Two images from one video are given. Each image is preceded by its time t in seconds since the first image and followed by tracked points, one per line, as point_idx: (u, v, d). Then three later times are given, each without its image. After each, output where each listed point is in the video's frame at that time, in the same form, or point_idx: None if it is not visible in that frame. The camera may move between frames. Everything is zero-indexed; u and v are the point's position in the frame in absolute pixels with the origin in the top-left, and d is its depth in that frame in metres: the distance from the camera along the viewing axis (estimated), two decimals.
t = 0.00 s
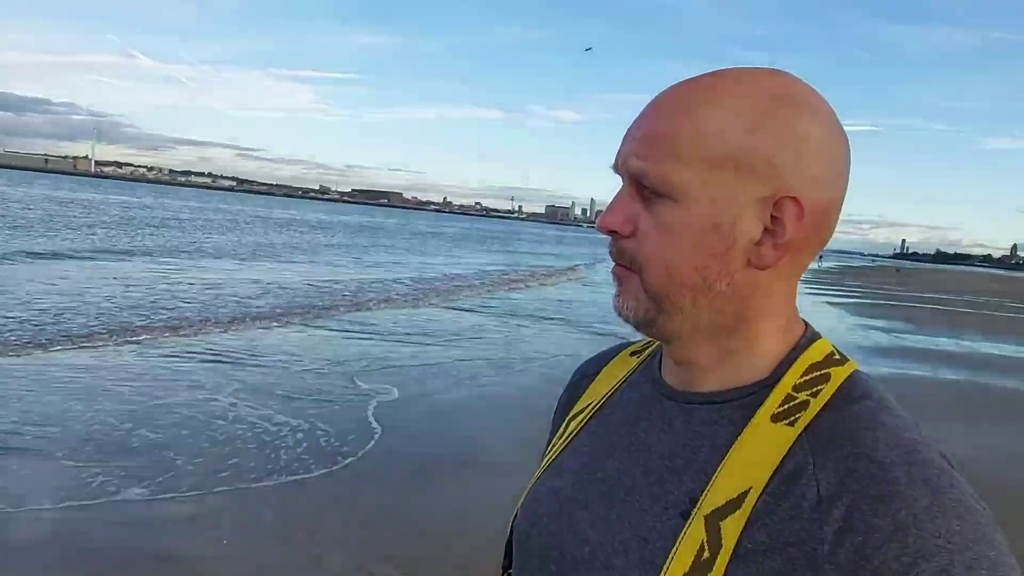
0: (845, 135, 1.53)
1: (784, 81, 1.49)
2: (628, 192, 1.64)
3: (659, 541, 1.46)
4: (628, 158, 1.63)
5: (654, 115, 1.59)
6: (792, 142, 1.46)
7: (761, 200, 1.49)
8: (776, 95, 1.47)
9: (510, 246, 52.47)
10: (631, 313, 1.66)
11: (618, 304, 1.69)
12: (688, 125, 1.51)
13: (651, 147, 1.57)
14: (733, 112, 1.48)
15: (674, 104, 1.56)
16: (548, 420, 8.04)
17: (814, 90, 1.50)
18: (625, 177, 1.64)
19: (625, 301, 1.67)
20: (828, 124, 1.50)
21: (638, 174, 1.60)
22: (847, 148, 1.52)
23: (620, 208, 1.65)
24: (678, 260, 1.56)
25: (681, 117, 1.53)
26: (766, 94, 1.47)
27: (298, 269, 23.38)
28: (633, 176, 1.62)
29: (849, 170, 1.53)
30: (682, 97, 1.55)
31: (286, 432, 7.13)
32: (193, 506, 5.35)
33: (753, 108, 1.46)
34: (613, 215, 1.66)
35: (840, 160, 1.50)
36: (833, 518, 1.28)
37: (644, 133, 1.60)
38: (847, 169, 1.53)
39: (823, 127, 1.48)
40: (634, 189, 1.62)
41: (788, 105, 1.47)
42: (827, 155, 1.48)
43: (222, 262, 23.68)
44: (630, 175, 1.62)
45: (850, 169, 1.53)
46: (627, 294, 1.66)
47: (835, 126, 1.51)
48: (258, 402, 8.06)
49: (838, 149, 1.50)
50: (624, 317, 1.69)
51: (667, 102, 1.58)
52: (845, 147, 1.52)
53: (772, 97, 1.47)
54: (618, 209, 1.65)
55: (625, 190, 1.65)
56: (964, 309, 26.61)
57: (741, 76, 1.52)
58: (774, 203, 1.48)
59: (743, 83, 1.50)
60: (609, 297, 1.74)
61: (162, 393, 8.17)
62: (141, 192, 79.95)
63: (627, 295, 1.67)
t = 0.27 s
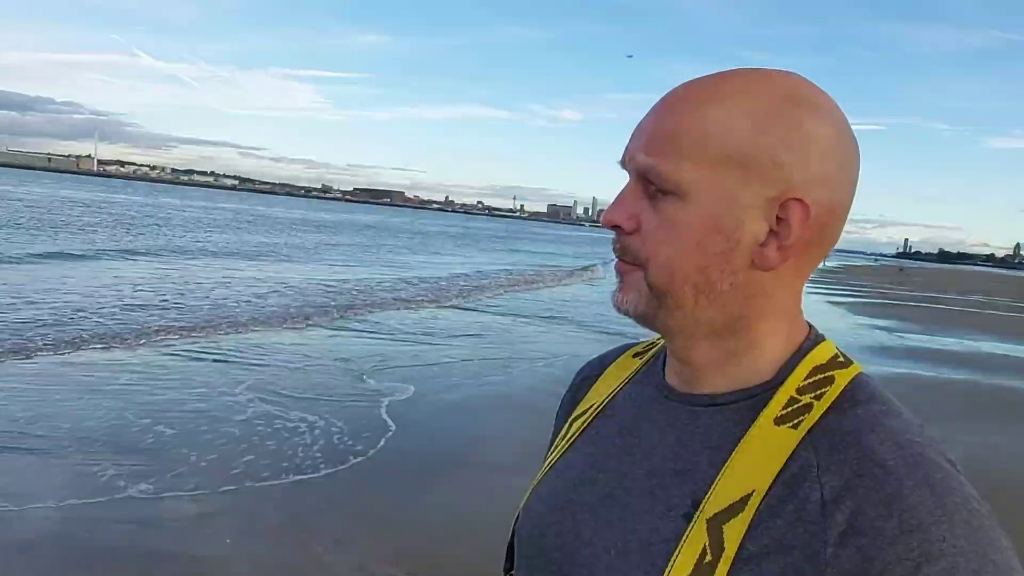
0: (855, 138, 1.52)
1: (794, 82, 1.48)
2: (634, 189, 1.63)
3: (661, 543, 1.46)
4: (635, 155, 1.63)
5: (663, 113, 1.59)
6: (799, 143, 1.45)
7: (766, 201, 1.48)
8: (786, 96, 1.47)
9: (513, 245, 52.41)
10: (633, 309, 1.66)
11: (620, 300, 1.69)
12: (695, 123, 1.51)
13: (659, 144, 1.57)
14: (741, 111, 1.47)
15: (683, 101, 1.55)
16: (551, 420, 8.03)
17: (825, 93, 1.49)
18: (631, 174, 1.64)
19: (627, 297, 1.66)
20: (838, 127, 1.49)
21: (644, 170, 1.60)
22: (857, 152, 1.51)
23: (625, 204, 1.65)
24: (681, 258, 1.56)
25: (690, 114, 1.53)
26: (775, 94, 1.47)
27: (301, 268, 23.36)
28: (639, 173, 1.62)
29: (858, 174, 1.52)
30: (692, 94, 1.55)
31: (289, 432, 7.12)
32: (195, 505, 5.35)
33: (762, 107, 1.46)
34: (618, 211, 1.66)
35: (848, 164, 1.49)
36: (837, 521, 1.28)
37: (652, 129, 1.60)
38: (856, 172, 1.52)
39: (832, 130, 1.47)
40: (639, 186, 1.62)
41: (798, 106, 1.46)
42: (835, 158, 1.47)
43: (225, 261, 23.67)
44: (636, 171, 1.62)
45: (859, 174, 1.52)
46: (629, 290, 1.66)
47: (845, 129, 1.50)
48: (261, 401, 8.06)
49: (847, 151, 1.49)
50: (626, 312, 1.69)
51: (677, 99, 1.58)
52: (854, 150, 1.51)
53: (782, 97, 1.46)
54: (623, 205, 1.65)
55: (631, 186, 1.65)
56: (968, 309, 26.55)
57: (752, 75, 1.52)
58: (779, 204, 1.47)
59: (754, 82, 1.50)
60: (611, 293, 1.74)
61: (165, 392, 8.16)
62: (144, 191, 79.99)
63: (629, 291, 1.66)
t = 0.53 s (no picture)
0: (860, 140, 1.52)
1: (799, 82, 1.48)
2: (636, 184, 1.64)
3: (662, 543, 1.46)
4: (638, 150, 1.63)
5: (668, 109, 1.59)
6: (802, 144, 1.45)
7: (768, 200, 1.48)
8: (791, 95, 1.46)
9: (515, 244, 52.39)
10: (633, 301, 1.66)
11: (620, 293, 1.69)
12: (699, 121, 1.51)
13: (663, 140, 1.58)
14: (745, 109, 1.47)
15: (688, 98, 1.56)
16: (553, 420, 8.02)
17: (830, 94, 1.49)
18: (634, 169, 1.65)
19: (626, 291, 1.67)
20: (842, 128, 1.48)
21: (646, 166, 1.60)
22: (861, 154, 1.50)
23: (626, 199, 1.66)
24: (681, 253, 1.56)
25: (694, 112, 1.53)
26: (780, 93, 1.46)
27: (303, 267, 23.36)
28: (642, 168, 1.62)
29: (861, 175, 1.52)
30: (697, 92, 1.55)
31: (291, 431, 7.12)
32: (197, 504, 5.36)
33: (767, 106, 1.46)
34: (620, 205, 1.66)
35: (852, 165, 1.49)
36: (838, 520, 1.28)
37: (656, 125, 1.61)
38: (859, 174, 1.51)
39: (837, 131, 1.47)
40: (641, 181, 1.62)
41: (803, 106, 1.46)
42: (838, 159, 1.47)
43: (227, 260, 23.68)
44: (639, 166, 1.63)
45: (862, 175, 1.52)
46: (627, 284, 1.67)
47: (849, 131, 1.50)
48: (263, 400, 8.06)
49: (851, 152, 1.49)
50: (624, 304, 1.69)
51: (681, 96, 1.58)
52: (859, 152, 1.50)
53: (786, 97, 1.46)
54: (625, 199, 1.65)
55: (633, 181, 1.65)
56: (971, 308, 26.48)
57: (757, 73, 1.51)
58: (780, 204, 1.47)
59: (760, 81, 1.50)
60: (610, 285, 1.75)
61: (167, 391, 8.17)
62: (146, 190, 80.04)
63: (628, 284, 1.67)
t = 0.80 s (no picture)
0: (871, 153, 1.51)
1: (817, 87, 1.47)
2: (642, 169, 1.64)
3: (664, 544, 1.46)
4: (649, 135, 1.63)
5: (683, 98, 1.59)
6: (811, 147, 1.44)
7: (769, 199, 1.47)
8: (807, 98, 1.46)
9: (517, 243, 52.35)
10: (628, 284, 1.67)
11: (616, 276, 1.70)
12: (712, 112, 1.51)
13: (673, 128, 1.58)
14: (759, 106, 1.47)
15: (705, 89, 1.55)
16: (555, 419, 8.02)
17: (847, 103, 1.49)
18: (642, 154, 1.65)
19: (622, 274, 1.67)
20: (854, 137, 1.48)
21: (654, 149, 1.60)
22: (871, 165, 1.50)
23: (631, 182, 1.66)
24: (678, 241, 1.56)
25: (708, 104, 1.53)
26: (796, 95, 1.46)
27: (305, 266, 23.36)
28: (649, 154, 1.62)
29: (869, 187, 1.51)
30: (714, 84, 1.55)
31: (294, 430, 7.13)
32: (201, 502, 5.37)
33: (780, 105, 1.45)
34: (624, 188, 1.66)
35: (860, 175, 1.48)
36: (841, 522, 1.27)
37: (670, 112, 1.61)
38: (867, 185, 1.50)
39: (849, 139, 1.46)
40: (647, 166, 1.63)
41: (817, 110, 1.45)
42: (847, 168, 1.46)
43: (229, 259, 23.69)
44: (646, 151, 1.63)
45: (870, 187, 1.51)
46: (625, 267, 1.67)
47: (861, 142, 1.49)
48: (266, 399, 8.06)
49: (862, 164, 1.48)
50: (620, 288, 1.70)
51: (699, 87, 1.58)
52: (869, 163, 1.49)
53: (801, 99, 1.45)
54: (630, 183, 1.65)
55: (639, 167, 1.65)
56: (974, 307, 26.42)
57: (779, 73, 1.50)
58: (782, 204, 1.47)
59: (778, 81, 1.49)
60: (608, 269, 1.75)
61: (170, 390, 8.17)
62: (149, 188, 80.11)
63: (625, 267, 1.67)
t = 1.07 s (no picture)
0: (880, 156, 1.50)
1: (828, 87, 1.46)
2: (649, 163, 1.64)
3: (666, 544, 1.45)
4: (658, 129, 1.64)
5: (695, 92, 1.59)
6: (819, 147, 1.44)
7: (774, 198, 1.47)
8: (818, 97, 1.45)
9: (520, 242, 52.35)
10: (631, 277, 1.67)
11: (620, 269, 1.70)
12: (721, 108, 1.51)
13: (682, 123, 1.58)
14: (768, 103, 1.46)
15: (716, 85, 1.55)
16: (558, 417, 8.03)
17: (857, 105, 1.48)
18: (650, 147, 1.65)
19: (626, 267, 1.68)
20: (864, 139, 1.47)
21: (662, 143, 1.60)
22: (880, 167, 1.49)
23: (639, 175, 1.66)
24: (682, 237, 1.56)
25: (718, 99, 1.52)
26: (807, 94, 1.45)
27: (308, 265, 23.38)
28: (657, 147, 1.62)
29: (877, 190, 1.50)
30: (726, 80, 1.55)
31: (297, 428, 7.14)
32: (204, 501, 5.37)
33: (790, 104, 1.44)
34: (631, 181, 1.67)
35: (868, 177, 1.47)
36: (844, 522, 1.27)
37: (680, 107, 1.60)
38: (875, 187, 1.49)
39: (858, 140, 1.45)
40: (654, 160, 1.63)
41: (827, 110, 1.44)
42: (855, 169, 1.45)
43: (232, 258, 23.71)
44: (654, 145, 1.63)
45: (878, 190, 1.50)
46: (629, 260, 1.67)
47: (871, 144, 1.48)
48: (269, 397, 8.07)
49: (871, 166, 1.47)
50: (624, 281, 1.70)
51: (710, 83, 1.57)
52: (878, 165, 1.49)
53: (811, 99, 1.44)
54: (637, 176, 1.66)
55: (647, 160, 1.65)
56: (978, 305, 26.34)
57: (791, 72, 1.49)
58: (787, 202, 1.46)
59: (788, 79, 1.48)
60: (612, 262, 1.75)
61: (173, 389, 8.18)
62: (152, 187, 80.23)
63: (629, 260, 1.67)
